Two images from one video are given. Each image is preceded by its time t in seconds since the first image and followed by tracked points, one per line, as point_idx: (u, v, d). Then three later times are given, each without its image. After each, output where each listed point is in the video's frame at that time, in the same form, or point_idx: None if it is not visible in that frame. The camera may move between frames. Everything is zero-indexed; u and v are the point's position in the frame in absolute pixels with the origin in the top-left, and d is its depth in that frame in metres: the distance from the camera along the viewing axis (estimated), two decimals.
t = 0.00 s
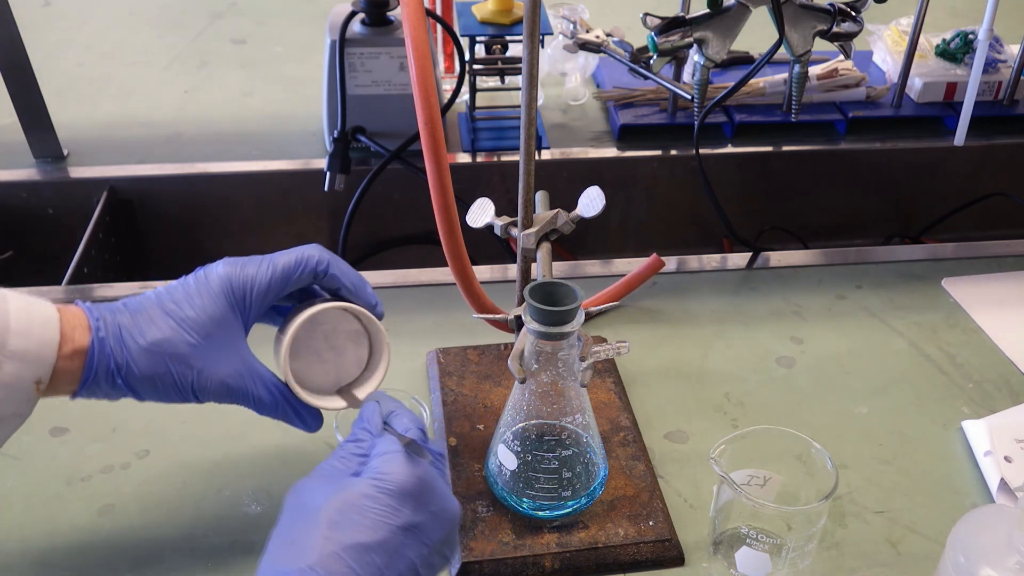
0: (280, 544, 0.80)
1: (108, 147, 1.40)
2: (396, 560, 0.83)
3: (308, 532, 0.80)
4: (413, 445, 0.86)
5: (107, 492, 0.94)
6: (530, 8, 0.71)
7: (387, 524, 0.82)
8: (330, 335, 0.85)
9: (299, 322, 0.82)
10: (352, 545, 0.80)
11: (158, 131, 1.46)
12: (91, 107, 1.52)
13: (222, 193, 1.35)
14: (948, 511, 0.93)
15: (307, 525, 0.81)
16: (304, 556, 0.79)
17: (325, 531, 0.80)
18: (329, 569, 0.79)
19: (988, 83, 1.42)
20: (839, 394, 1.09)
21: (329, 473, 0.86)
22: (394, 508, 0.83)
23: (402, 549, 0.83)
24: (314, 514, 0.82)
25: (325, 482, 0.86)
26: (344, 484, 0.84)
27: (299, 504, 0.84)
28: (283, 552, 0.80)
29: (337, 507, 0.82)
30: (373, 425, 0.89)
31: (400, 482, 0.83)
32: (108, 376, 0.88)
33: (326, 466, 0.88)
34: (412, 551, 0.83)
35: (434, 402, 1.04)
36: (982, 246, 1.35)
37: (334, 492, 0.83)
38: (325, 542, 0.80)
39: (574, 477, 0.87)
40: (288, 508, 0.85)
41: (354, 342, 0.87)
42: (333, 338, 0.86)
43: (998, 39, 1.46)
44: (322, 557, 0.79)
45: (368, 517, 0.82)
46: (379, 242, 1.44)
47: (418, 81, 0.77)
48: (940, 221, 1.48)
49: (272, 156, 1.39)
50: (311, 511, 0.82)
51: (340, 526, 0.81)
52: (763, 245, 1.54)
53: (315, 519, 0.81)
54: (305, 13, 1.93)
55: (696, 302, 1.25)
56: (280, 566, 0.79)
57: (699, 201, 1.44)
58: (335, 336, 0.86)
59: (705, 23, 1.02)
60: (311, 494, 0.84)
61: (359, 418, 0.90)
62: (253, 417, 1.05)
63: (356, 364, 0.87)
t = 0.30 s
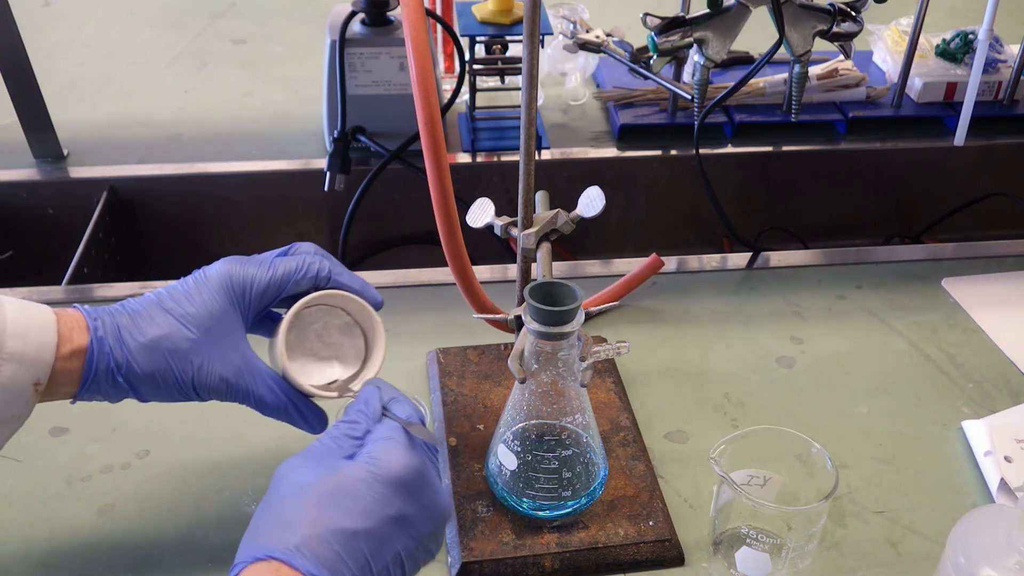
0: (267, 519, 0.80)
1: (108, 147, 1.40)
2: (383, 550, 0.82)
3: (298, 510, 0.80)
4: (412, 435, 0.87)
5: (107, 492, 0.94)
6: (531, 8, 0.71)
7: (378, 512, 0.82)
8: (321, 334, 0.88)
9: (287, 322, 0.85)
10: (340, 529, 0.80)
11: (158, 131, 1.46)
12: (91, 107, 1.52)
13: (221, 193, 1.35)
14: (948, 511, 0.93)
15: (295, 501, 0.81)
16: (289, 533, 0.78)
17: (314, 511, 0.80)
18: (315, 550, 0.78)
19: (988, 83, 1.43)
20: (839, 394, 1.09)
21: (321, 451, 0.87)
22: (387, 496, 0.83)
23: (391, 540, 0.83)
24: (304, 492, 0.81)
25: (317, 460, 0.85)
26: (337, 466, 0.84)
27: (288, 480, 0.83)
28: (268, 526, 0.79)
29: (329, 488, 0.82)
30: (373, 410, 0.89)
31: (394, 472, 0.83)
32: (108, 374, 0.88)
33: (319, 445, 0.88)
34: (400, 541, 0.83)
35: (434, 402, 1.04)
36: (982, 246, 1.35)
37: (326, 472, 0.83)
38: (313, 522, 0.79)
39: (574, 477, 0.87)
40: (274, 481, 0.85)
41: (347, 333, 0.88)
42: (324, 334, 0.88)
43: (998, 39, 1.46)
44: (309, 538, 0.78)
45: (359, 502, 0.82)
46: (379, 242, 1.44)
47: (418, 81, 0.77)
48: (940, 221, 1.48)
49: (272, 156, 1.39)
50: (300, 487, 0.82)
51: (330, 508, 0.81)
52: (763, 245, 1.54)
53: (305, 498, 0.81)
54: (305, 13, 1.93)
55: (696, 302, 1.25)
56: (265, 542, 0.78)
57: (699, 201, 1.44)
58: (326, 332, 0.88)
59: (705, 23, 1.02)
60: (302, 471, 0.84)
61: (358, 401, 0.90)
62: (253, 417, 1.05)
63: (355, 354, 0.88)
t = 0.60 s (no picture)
0: (300, 534, 0.78)
1: (108, 147, 1.40)
2: None
3: (333, 532, 0.78)
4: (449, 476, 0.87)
5: (107, 492, 0.94)
6: (530, 8, 0.71)
7: (405, 550, 0.81)
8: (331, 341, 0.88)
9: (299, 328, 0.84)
10: (370, 561, 0.78)
11: (158, 131, 1.46)
12: (90, 107, 1.52)
13: (221, 193, 1.35)
14: (948, 511, 0.93)
15: (331, 523, 0.79)
16: (322, 556, 0.76)
17: (350, 538, 0.78)
18: None
19: (988, 83, 1.43)
20: (839, 393, 1.09)
21: (354, 472, 0.86)
22: (419, 535, 0.81)
23: None
24: (341, 514, 0.80)
25: (351, 483, 0.84)
26: (374, 494, 0.83)
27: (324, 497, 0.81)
28: (300, 542, 0.77)
29: (366, 517, 0.80)
30: (408, 435, 0.90)
31: (434, 514, 0.81)
32: (114, 374, 0.88)
33: (351, 463, 0.87)
34: None
35: (434, 402, 1.04)
36: (982, 246, 1.35)
37: (364, 500, 0.82)
38: (347, 549, 0.78)
39: (574, 477, 0.87)
40: (304, 492, 0.83)
41: (357, 339, 0.89)
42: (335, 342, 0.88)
43: (998, 39, 1.46)
44: (340, 564, 0.77)
45: (391, 536, 0.80)
46: (379, 242, 1.44)
47: (418, 81, 0.77)
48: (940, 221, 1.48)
49: (271, 155, 1.39)
50: (337, 509, 0.80)
51: (364, 538, 0.79)
52: (763, 245, 1.54)
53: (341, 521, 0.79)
54: (305, 13, 1.93)
55: (696, 302, 1.25)
56: (294, 558, 0.76)
57: (699, 201, 1.44)
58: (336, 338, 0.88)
59: (705, 23, 1.02)
60: (339, 490, 0.82)
61: (394, 422, 0.91)
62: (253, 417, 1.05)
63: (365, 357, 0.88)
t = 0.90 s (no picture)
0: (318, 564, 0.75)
1: (108, 147, 1.40)
2: None
3: (352, 563, 0.76)
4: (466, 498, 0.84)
5: (107, 492, 0.94)
6: (530, 8, 0.71)
7: None
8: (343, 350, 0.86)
9: (321, 343, 0.81)
10: None
11: (158, 131, 1.46)
12: (90, 107, 1.52)
13: (221, 193, 1.35)
14: (948, 511, 0.93)
15: (350, 550, 0.76)
16: None
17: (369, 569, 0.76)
18: None
19: (988, 83, 1.43)
20: (838, 393, 1.09)
21: (370, 497, 0.82)
22: (437, 562, 0.79)
23: None
24: (359, 543, 0.77)
25: (367, 507, 0.81)
26: (392, 520, 0.80)
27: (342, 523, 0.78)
28: (318, 571, 0.75)
29: (385, 543, 0.78)
30: (424, 457, 0.86)
31: (453, 542, 0.79)
32: (119, 379, 0.87)
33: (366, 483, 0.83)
34: None
35: (435, 402, 1.04)
36: (982, 246, 1.35)
37: (382, 527, 0.79)
38: None
39: (574, 477, 0.87)
40: (320, 515, 0.80)
41: (366, 348, 0.87)
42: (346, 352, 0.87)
43: (998, 39, 1.46)
44: None
45: (410, 565, 0.78)
46: (379, 242, 1.44)
47: (418, 81, 0.77)
48: (940, 221, 1.48)
49: (271, 155, 1.39)
50: (356, 535, 0.77)
51: (383, 567, 0.77)
52: (763, 245, 1.54)
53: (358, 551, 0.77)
54: (305, 13, 1.93)
55: (696, 301, 1.25)
56: None
57: (699, 201, 1.44)
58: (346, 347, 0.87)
59: (705, 23, 1.02)
60: (357, 516, 0.79)
61: (409, 443, 0.86)
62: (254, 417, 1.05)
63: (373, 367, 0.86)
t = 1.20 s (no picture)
0: None
1: (108, 147, 1.40)
2: None
3: None
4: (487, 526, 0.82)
5: (107, 492, 0.94)
6: (530, 8, 0.71)
7: None
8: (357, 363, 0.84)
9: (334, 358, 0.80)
10: None
11: (158, 131, 1.46)
12: (90, 108, 1.52)
13: (221, 193, 1.35)
14: (948, 511, 0.93)
15: None
16: None
17: None
18: None
19: (988, 83, 1.43)
20: (838, 393, 1.09)
21: (392, 524, 0.81)
22: None
23: None
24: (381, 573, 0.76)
25: (388, 535, 0.79)
26: (413, 549, 0.79)
27: (364, 550, 0.77)
28: None
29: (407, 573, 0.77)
30: (445, 484, 0.84)
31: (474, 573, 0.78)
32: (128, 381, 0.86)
33: (387, 510, 0.82)
34: None
35: (435, 402, 1.04)
36: (982, 246, 1.35)
37: (403, 556, 0.78)
38: None
39: (574, 477, 0.87)
40: (341, 541, 0.78)
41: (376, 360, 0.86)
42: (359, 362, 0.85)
43: (998, 39, 1.46)
44: None
45: None
46: (379, 242, 1.44)
47: (418, 81, 0.77)
48: (941, 221, 1.48)
49: (271, 155, 1.39)
50: (379, 563, 0.76)
51: None
52: (763, 245, 1.54)
53: None
54: (305, 13, 1.93)
55: (696, 301, 1.25)
56: None
57: (699, 201, 1.44)
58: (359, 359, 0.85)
59: (705, 23, 1.02)
60: (378, 543, 0.78)
61: (430, 469, 0.84)
62: (254, 417, 1.05)
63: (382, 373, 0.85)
